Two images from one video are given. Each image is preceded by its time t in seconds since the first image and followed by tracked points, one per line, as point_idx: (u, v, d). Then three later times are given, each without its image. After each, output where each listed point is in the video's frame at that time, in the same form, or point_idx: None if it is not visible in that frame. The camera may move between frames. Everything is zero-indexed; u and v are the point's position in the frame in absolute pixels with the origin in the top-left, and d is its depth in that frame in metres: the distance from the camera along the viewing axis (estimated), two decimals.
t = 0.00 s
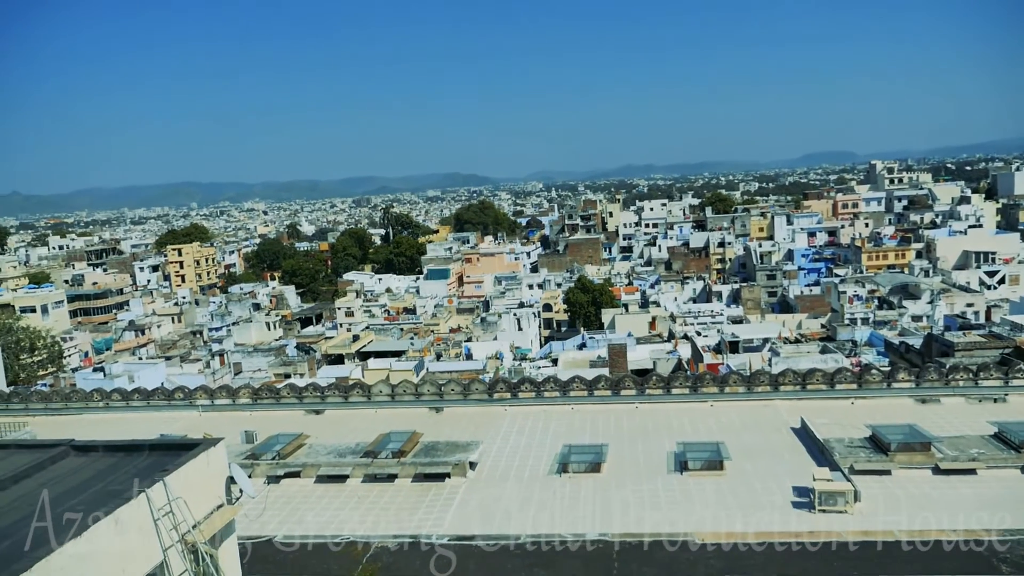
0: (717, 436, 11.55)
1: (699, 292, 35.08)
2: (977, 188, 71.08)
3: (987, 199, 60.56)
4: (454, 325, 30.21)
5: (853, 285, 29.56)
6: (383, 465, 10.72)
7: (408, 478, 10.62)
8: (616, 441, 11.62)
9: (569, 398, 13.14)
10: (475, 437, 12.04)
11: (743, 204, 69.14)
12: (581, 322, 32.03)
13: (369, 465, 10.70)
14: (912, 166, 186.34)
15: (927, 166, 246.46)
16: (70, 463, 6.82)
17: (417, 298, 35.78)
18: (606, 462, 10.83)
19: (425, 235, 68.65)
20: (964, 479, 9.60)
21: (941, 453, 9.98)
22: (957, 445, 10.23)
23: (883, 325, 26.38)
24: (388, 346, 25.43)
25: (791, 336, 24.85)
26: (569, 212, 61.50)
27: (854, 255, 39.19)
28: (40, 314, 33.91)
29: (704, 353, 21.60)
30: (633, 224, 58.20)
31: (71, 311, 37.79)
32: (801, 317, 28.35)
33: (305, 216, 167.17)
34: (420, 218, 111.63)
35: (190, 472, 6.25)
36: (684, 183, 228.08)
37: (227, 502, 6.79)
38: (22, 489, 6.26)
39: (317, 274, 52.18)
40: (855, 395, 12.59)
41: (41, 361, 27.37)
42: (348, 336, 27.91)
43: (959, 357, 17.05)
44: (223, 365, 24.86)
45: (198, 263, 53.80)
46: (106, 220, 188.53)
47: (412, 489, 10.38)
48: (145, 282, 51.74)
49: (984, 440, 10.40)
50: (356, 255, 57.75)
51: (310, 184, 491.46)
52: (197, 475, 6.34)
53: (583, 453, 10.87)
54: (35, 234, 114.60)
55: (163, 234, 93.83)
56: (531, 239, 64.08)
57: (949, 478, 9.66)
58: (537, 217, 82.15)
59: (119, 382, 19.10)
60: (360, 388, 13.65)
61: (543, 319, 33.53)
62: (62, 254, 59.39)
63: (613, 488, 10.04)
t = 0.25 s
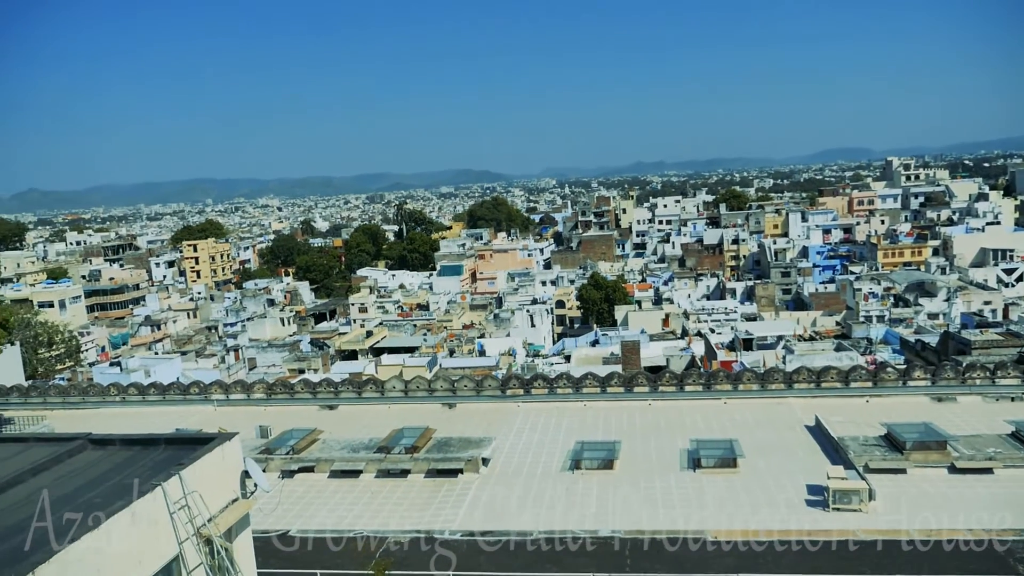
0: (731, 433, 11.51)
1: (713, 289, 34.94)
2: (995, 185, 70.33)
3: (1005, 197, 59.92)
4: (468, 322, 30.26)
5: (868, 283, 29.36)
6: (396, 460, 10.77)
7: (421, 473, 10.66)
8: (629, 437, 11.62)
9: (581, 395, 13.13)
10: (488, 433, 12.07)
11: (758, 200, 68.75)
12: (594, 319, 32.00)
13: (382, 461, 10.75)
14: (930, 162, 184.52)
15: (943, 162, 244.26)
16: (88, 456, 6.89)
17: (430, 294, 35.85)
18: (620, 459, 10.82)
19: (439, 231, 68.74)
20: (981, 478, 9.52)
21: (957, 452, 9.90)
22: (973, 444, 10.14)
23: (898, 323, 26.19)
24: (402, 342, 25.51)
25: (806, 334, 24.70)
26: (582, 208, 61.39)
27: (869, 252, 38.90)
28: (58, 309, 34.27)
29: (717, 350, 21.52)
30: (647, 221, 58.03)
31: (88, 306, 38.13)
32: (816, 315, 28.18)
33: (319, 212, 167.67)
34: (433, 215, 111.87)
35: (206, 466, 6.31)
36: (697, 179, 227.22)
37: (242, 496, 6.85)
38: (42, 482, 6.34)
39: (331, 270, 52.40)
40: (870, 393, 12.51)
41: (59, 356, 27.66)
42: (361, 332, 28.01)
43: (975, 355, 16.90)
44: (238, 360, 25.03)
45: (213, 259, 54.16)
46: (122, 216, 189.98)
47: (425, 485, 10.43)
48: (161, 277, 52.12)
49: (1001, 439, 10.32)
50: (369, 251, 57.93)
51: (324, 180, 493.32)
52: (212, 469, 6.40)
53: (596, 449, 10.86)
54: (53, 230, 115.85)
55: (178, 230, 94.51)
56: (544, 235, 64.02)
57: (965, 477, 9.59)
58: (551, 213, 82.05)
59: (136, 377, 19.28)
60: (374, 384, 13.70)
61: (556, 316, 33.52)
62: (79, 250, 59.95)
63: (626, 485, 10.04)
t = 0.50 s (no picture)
0: (745, 431, 11.47)
1: (727, 286, 34.78)
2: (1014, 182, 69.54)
3: None
4: (481, 318, 30.29)
5: (884, 280, 29.14)
6: (410, 456, 10.81)
7: (435, 469, 10.70)
8: (642, 434, 11.61)
9: (595, 392, 13.12)
10: (501, 430, 12.09)
11: (773, 197, 68.36)
12: (608, 316, 31.95)
13: (396, 456, 10.78)
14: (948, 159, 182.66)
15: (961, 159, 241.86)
16: (106, 449, 6.96)
17: (443, 291, 35.91)
18: (633, 456, 10.81)
19: (452, 228, 68.82)
20: (998, 477, 9.44)
21: (974, 452, 9.81)
22: (991, 444, 10.05)
23: (914, 321, 25.98)
24: (416, 338, 25.59)
25: (821, 331, 24.54)
26: (596, 205, 61.27)
27: (886, 249, 38.60)
28: (75, 304, 34.60)
29: (732, 348, 21.42)
30: (661, 218, 57.85)
31: (105, 302, 38.47)
32: (831, 312, 27.99)
33: (334, 209, 168.21)
34: (447, 212, 112.00)
35: (221, 461, 6.35)
36: (712, 176, 226.26)
37: (257, 490, 6.90)
38: (61, 475, 6.41)
39: (345, 267, 52.58)
40: (885, 392, 12.41)
41: (77, 351, 27.93)
42: (375, 328, 28.11)
43: (993, 354, 16.74)
44: (253, 355, 25.20)
45: (228, 255, 54.49)
46: (138, 212, 191.42)
47: (438, 481, 10.46)
48: (177, 273, 52.50)
49: (1018, 438, 10.22)
50: (383, 248, 58.08)
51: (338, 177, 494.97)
52: (227, 464, 6.44)
53: (609, 446, 10.86)
54: (72, 226, 117.04)
55: (194, 226, 95.17)
56: (558, 232, 63.96)
57: (982, 476, 9.50)
58: (564, 210, 81.92)
59: (152, 372, 19.46)
60: (387, 380, 13.75)
61: (569, 313, 33.50)
62: (96, 245, 60.49)
63: (640, 483, 10.04)
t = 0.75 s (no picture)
0: (760, 429, 11.42)
1: (742, 284, 34.62)
2: None
3: None
4: (495, 315, 30.33)
5: (901, 278, 28.91)
6: (424, 452, 10.84)
7: (448, 466, 10.73)
8: (655, 432, 11.59)
9: (608, 389, 13.09)
10: (515, 426, 12.10)
11: (788, 194, 67.95)
12: (622, 313, 31.89)
13: (409, 453, 10.83)
14: (966, 155, 180.65)
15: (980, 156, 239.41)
16: (123, 444, 7.04)
17: (457, 288, 35.99)
18: (646, 454, 10.80)
19: (466, 225, 68.89)
20: (1015, 478, 9.34)
21: (992, 451, 9.72)
22: (1008, 444, 9.95)
23: (931, 319, 25.76)
24: (430, 335, 25.67)
25: (837, 330, 24.39)
26: (610, 203, 61.14)
27: (903, 247, 38.28)
28: (94, 300, 34.95)
29: (746, 346, 21.34)
30: (675, 215, 57.65)
31: (123, 297, 38.83)
32: (846, 310, 27.79)
33: (349, 206, 168.84)
34: (461, 209, 112.17)
35: (237, 456, 6.40)
36: (727, 174, 225.35)
37: (272, 485, 6.95)
38: (79, 469, 6.49)
39: (360, 263, 52.78)
40: (902, 391, 12.32)
41: (95, 346, 28.21)
42: (389, 325, 28.21)
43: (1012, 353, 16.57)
44: (268, 351, 25.36)
45: (244, 251, 54.84)
46: (155, 209, 193.27)
47: (452, 477, 10.50)
48: (194, 269, 52.91)
49: None
50: (397, 245, 58.26)
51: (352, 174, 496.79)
52: (243, 459, 6.50)
53: (623, 444, 10.84)
54: (90, 222, 118.36)
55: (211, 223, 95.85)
56: (572, 229, 63.91)
57: (1000, 476, 9.40)
58: (578, 207, 81.85)
59: (169, 367, 19.63)
60: (402, 376, 13.81)
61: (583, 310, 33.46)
62: (114, 242, 61.09)
63: (653, 480, 10.02)
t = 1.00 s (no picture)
0: (775, 428, 11.37)
1: (757, 282, 34.46)
2: None
3: None
4: (509, 313, 30.37)
5: (919, 277, 28.67)
6: (438, 449, 10.88)
7: (462, 462, 10.77)
8: (670, 430, 11.58)
9: (623, 387, 13.08)
10: (529, 424, 12.12)
11: (805, 192, 67.49)
12: (636, 311, 31.83)
13: (424, 449, 10.87)
14: (986, 152, 178.59)
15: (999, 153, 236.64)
16: (141, 439, 7.11)
17: (471, 285, 36.04)
18: (661, 452, 10.78)
19: (481, 222, 68.97)
20: None
21: (1010, 451, 9.63)
22: None
23: (949, 318, 25.54)
24: (444, 332, 25.75)
25: (853, 328, 24.23)
26: (625, 200, 60.99)
27: (920, 245, 37.95)
28: (112, 296, 35.29)
29: (761, 344, 21.25)
30: (690, 213, 57.43)
31: (140, 294, 39.17)
32: (863, 309, 27.61)
33: (364, 203, 169.39)
34: (475, 206, 112.27)
35: (253, 451, 6.46)
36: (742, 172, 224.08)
37: (288, 481, 7.00)
38: (98, 463, 6.57)
39: (375, 261, 52.97)
40: (919, 390, 12.22)
41: (113, 342, 28.50)
42: (403, 322, 28.31)
43: None
44: (284, 348, 25.52)
45: (260, 248, 55.18)
46: (172, 206, 194.82)
47: (466, 474, 10.54)
48: (210, 266, 53.31)
49: None
50: (412, 242, 58.40)
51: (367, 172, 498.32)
52: (259, 454, 6.55)
53: (637, 442, 10.82)
54: (108, 219, 119.48)
55: (227, 220, 96.50)
56: (586, 227, 63.83)
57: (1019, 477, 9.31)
58: (593, 205, 81.69)
59: (186, 363, 19.81)
60: (416, 373, 13.86)
61: (597, 308, 33.44)
62: (133, 238, 61.65)
63: (667, 479, 10.00)
